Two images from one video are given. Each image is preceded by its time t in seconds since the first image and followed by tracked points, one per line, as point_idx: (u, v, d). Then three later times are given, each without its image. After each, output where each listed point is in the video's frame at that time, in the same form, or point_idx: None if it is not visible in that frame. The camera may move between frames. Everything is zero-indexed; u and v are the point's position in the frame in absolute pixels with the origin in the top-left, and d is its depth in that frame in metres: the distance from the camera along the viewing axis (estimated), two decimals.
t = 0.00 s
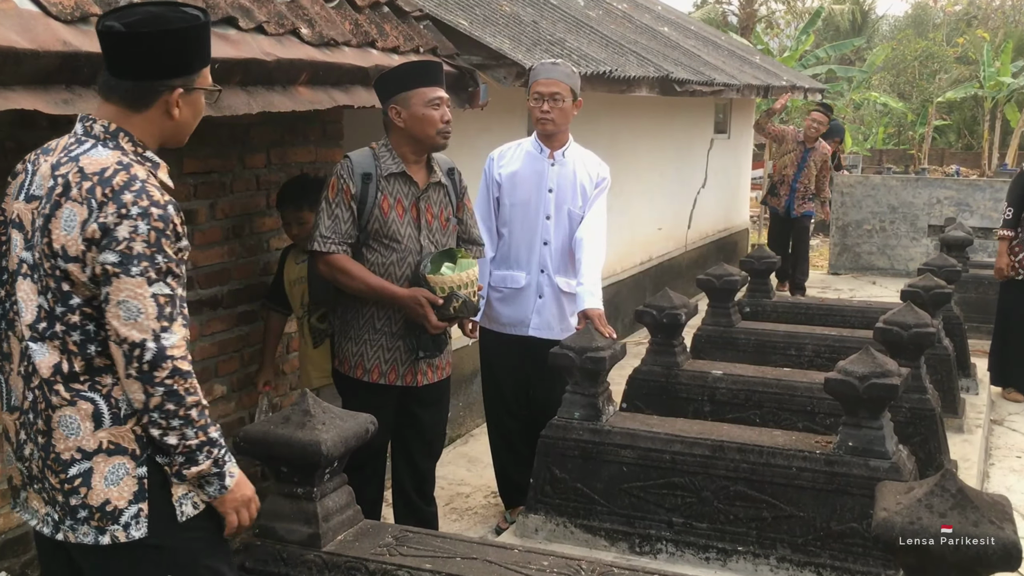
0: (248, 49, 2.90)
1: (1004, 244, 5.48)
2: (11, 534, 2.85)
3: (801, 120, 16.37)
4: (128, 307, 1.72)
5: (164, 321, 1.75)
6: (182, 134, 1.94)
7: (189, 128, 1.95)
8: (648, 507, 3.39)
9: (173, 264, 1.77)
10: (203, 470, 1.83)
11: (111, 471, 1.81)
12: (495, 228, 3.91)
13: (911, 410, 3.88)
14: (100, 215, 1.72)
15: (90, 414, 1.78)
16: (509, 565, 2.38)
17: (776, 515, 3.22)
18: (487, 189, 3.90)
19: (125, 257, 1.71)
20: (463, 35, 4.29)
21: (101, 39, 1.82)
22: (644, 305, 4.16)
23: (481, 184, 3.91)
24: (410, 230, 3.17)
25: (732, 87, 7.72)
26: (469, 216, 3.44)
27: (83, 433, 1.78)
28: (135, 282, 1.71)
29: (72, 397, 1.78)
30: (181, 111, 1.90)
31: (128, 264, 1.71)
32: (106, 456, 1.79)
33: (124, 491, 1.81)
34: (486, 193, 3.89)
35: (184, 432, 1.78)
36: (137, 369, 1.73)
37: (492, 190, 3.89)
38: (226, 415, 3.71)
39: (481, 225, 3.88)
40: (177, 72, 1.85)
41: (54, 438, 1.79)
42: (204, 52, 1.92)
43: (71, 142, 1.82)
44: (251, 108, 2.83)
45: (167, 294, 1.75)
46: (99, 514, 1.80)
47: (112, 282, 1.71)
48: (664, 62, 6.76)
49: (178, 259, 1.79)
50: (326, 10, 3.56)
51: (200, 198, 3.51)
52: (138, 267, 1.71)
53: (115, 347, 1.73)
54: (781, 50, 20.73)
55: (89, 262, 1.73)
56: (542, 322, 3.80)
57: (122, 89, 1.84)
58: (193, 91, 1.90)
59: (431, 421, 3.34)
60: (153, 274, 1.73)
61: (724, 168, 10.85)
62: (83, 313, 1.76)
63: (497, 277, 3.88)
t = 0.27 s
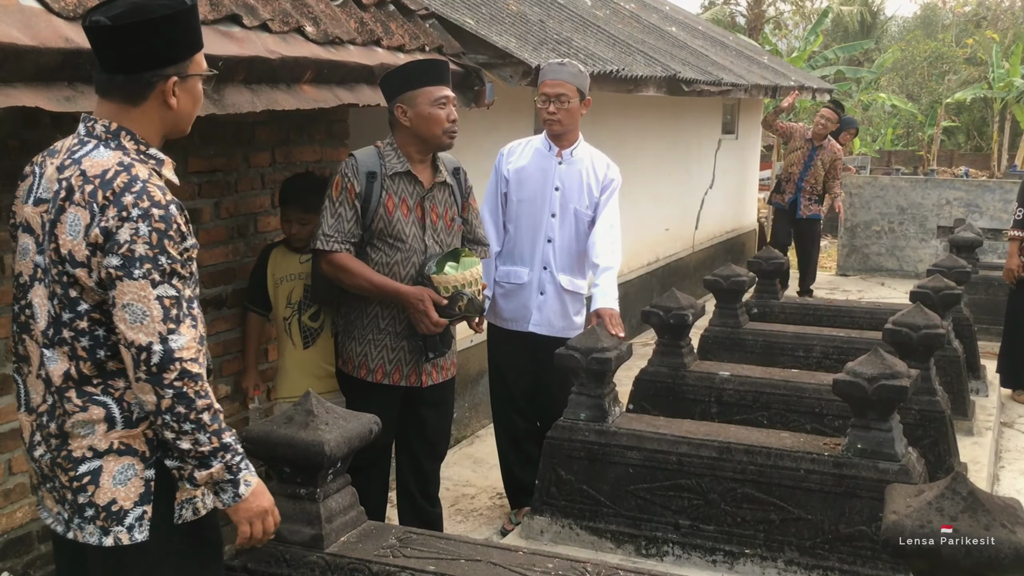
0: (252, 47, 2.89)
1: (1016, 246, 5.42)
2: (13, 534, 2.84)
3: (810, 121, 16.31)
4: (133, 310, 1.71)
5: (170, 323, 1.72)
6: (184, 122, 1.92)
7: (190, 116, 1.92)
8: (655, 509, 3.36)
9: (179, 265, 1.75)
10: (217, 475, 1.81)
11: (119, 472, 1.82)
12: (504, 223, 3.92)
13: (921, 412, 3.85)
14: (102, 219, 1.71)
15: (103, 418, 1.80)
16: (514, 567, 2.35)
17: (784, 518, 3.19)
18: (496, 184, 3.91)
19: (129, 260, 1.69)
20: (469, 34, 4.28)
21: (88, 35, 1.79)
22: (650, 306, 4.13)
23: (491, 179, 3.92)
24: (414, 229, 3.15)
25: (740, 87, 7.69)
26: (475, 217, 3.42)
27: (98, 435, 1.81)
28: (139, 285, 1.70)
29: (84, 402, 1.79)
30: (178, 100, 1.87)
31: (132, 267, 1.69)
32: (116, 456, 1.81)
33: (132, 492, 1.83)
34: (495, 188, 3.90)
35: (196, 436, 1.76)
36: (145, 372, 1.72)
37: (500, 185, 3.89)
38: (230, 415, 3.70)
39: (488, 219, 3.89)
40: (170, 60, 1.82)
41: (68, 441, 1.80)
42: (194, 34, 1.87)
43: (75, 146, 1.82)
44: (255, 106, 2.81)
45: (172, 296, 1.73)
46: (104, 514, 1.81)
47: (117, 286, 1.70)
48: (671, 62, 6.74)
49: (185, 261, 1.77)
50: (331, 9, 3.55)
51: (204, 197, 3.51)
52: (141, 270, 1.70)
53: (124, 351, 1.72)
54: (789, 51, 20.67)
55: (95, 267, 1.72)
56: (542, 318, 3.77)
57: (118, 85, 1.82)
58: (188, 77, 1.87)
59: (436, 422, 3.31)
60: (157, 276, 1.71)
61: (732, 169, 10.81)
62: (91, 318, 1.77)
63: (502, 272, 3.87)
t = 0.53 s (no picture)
0: (258, 44, 2.87)
1: None
2: (16, 533, 2.83)
3: (817, 122, 16.24)
4: (171, 324, 1.71)
5: (207, 333, 1.72)
6: (208, 117, 1.90)
7: (214, 109, 1.90)
8: (662, 511, 3.33)
9: (213, 275, 1.75)
10: (260, 471, 1.84)
11: (150, 466, 1.82)
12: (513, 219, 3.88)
13: (931, 414, 3.82)
14: (135, 233, 1.69)
15: (139, 417, 1.80)
16: (520, 569, 2.33)
17: (792, 520, 3.16)
18: (505, 180, 3.86)
19: (166, 276, 1.68)
20: (475, 32, 4.25)
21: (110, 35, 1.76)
22: (658, 306, 4.09)
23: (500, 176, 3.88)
24: (421, 227, 3.13)
25: (749, 87, 7.65)
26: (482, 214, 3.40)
27: (127, 431, 1.80)
28: (176, 300, 1.69)
29: (119, 402, 1.79)
30: (203, 95, 1.85)
31: (169, 282, 1.68)
32: (149, 451, 1.81)
33: (162, 487, 1.83)
34: (504, 184, 3.85)
35: (239, 439, 1.78)
36: (186, 384, 1.72)
37: (510, 181, 3.85)
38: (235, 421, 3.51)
39: (497, 215, 3.84)
40: (195, 57, 1.80)
41: (101, 433, 1.79)
42: (216, 27, 1.85)
43: (99, 146, 1.78)
44: (261, 103, 2.79)
45: (209, 307, 1.73)
46: (135, 508, 1.81)
47: (154, 302, 1.70)
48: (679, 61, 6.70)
49: (218, 268, 1.76)
50: (337, 6, 3.53)
51: (210, 196, 3.49)
52: (178, 285, 1.69)
53: (163, 362, 1.72)
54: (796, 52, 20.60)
55: (129, 281, 1.71)
56: (554, 313, 3.75)
57: (144, 86, 1.79)
58: (211, 71, 1.85)
59: (441, 422, 3.29)
60: (194, 288, 1.71)
61: (739, 169, 10.76)
62: (127, 327, 1.77)
63: (512, 269, 3.84)
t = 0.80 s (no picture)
0: (260, 39, 2.83)
1: None
2: (16, 535, 2.80)
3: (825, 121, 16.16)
4: (180, 338, 1.67)
5: (217, 346, 1.70)
6: (227, 121, 1.86)
7: (234, 115, 1.87)
8: (669, 514, 3.28)
9: (222, 287, 1.71)
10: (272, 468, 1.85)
11: (149, 468, 1.79)
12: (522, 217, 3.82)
13: (942, 416, 3.76)
14: (142, 245, 1.65)
15: (137, 420, 1.76)
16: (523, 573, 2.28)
17: (801, 524, 3.11)
18: (513, 177, 3.80)
19: (175, 291, 1.64)
20: (481, 28, 4.21)
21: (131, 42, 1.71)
22: (665, 306, 4.05)
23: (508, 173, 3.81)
24: (426, 225, 3.09)
25: (757, 85, 7.60)
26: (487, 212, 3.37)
27: (126, 433, 1.76)
28: (186, 315, 1.66)
29: (119, 404, 1.75)
30: (223, 102, 1.82)
31: (178, 298, 1.64)
32: (146, 453, 1.78)
33: (159, 490, 1.80)
34: (512, 182, 3.79)
35: (250, 442, 1.78)
36: (196, 397, 1.70)
37: (518, 179, 3.78)
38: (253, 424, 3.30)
39: (506, 212, 3.78)
40: (217, 66, 1.76)
41: (98, 435, 1.76)
42: (238, 32, 1.80)
43: (113, 148, 1.74)
44: (263, 100, 2.75)
45: (218, 321, 1.70)
46: (131, 510, 1.77)
47: (163, 316, 1.66)
48: (687, 59, 6.65)
49: (227, 279, 1.73)
50: (341, 1, 3.50)
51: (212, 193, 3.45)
52: (187, 301, 1.65)
53: (173, 374, 1.69)
54: (805, 51, 20.50)
55: (134, 291, 1.67)
56: (568, 309, 3.71)
57: (164, 94, 1.75)
58: (232, 78, 1.81)
59: (444, 423, 3.25)
60: (204, 303, 1.67)
61: (747, 168, 10.70)
62: (130, 334, 1.72)
63: (521, 266, 3.78)
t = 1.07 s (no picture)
0: (258, 37, 2.79)
1: None
2: (9, 539, 2.76)
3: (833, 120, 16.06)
4: (164, 338, 1.63)
5: (202, 347, 1.65)
6: (229, 122, 1.82)
7: (236, 116, 1.83)
8: (674, 519, 3.22)
9: (208, 288, 1.66)
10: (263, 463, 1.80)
11: (127, 468, 1.74)
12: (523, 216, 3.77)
13: (952, 420, 3.70)
14: (125, 240, 1.61)
15: (114, 417, 1.72)
16: None
17: (808, 531, 3.05)
18: (514, 176, 3.76)
19: (157, 289, 1.60)
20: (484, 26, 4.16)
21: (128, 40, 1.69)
22: (670, 307, 3.99)
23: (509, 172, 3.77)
24: (426, 225, 3.03)
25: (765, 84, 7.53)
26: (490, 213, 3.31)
27: (106, 430, 1.73)
28: (168, 313, 1.61)
29: (98, 399, 1.72)
30: (224, 101, 1.78)
31: (160, 296, 1.60)
32: (124, 454, 1.73)
33: (134, 492, 1.75)
34: (513, 180, 3.75)
35: (240, 437, 1.73)
36: (180, 398, 1.65)
37: (519, 177, 3.74)
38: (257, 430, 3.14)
39: (506, 211, 3.73)
40: (216, 63, 1.72)
41: (78, 429, 1.73)
42: (239, 31, 1.77)
43: (117, 140, 1.74)
44: (260, 98, 2.70)
45: (202, 320, 1.65)
46: (104, 511, 1.73)
47: (146, 315, 1.62)
48: (694, 57, 6.59)
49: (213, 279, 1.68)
50: None
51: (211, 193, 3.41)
52: (170, 298, 1.61)
53: (157, 374, 1.65)
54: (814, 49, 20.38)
55: (115, 285, 1.64)
56: (569, 309, 3.66)
57: (162, 92, 1.71)
58: (233, 76, 1.77)
59: (445, 426, 3.19)
60: (187, 302, 1.62)
61: (755, 166, 10.62)
62: (112, 329, 1.69)
63: (523, 265, 3.74)
